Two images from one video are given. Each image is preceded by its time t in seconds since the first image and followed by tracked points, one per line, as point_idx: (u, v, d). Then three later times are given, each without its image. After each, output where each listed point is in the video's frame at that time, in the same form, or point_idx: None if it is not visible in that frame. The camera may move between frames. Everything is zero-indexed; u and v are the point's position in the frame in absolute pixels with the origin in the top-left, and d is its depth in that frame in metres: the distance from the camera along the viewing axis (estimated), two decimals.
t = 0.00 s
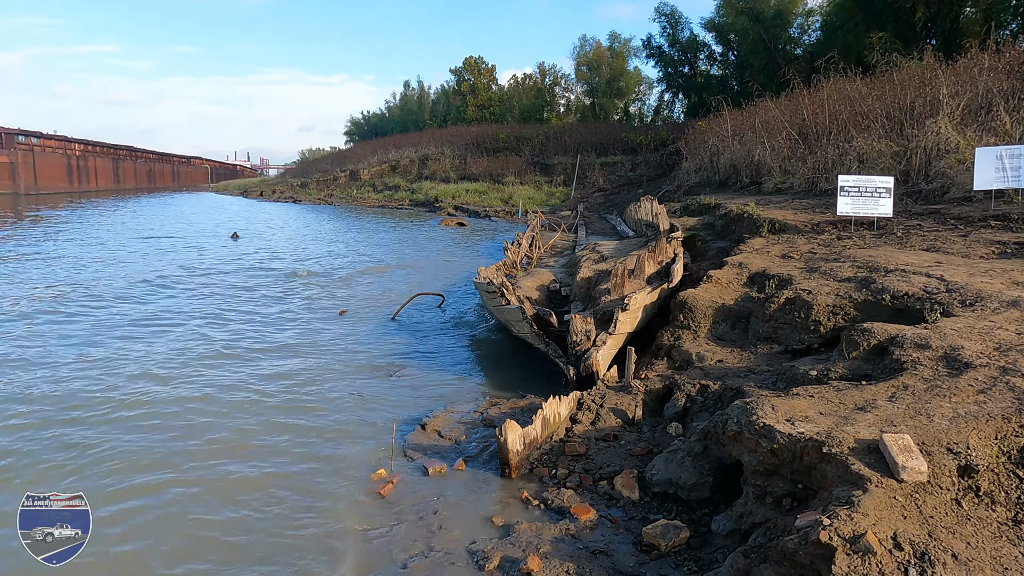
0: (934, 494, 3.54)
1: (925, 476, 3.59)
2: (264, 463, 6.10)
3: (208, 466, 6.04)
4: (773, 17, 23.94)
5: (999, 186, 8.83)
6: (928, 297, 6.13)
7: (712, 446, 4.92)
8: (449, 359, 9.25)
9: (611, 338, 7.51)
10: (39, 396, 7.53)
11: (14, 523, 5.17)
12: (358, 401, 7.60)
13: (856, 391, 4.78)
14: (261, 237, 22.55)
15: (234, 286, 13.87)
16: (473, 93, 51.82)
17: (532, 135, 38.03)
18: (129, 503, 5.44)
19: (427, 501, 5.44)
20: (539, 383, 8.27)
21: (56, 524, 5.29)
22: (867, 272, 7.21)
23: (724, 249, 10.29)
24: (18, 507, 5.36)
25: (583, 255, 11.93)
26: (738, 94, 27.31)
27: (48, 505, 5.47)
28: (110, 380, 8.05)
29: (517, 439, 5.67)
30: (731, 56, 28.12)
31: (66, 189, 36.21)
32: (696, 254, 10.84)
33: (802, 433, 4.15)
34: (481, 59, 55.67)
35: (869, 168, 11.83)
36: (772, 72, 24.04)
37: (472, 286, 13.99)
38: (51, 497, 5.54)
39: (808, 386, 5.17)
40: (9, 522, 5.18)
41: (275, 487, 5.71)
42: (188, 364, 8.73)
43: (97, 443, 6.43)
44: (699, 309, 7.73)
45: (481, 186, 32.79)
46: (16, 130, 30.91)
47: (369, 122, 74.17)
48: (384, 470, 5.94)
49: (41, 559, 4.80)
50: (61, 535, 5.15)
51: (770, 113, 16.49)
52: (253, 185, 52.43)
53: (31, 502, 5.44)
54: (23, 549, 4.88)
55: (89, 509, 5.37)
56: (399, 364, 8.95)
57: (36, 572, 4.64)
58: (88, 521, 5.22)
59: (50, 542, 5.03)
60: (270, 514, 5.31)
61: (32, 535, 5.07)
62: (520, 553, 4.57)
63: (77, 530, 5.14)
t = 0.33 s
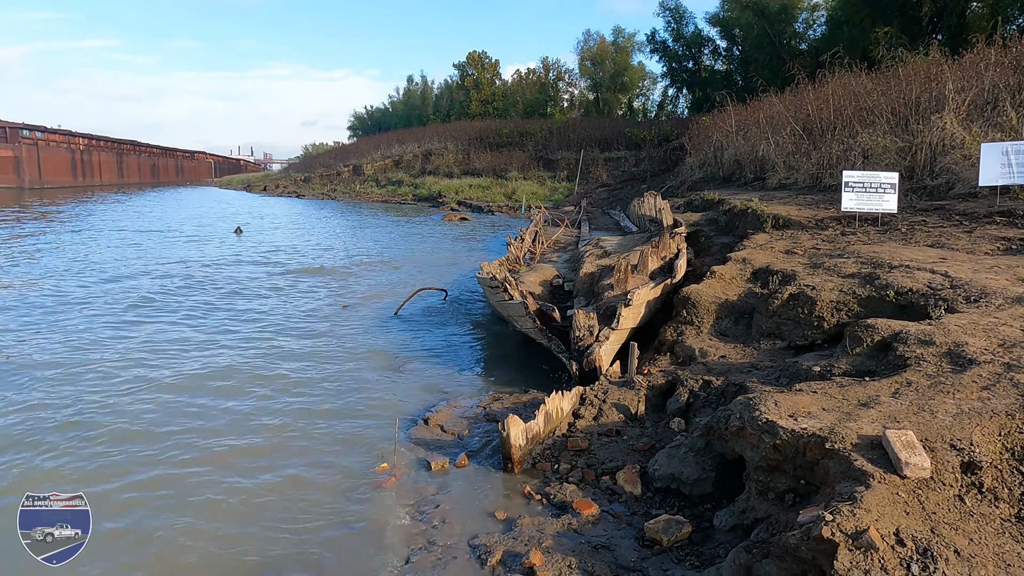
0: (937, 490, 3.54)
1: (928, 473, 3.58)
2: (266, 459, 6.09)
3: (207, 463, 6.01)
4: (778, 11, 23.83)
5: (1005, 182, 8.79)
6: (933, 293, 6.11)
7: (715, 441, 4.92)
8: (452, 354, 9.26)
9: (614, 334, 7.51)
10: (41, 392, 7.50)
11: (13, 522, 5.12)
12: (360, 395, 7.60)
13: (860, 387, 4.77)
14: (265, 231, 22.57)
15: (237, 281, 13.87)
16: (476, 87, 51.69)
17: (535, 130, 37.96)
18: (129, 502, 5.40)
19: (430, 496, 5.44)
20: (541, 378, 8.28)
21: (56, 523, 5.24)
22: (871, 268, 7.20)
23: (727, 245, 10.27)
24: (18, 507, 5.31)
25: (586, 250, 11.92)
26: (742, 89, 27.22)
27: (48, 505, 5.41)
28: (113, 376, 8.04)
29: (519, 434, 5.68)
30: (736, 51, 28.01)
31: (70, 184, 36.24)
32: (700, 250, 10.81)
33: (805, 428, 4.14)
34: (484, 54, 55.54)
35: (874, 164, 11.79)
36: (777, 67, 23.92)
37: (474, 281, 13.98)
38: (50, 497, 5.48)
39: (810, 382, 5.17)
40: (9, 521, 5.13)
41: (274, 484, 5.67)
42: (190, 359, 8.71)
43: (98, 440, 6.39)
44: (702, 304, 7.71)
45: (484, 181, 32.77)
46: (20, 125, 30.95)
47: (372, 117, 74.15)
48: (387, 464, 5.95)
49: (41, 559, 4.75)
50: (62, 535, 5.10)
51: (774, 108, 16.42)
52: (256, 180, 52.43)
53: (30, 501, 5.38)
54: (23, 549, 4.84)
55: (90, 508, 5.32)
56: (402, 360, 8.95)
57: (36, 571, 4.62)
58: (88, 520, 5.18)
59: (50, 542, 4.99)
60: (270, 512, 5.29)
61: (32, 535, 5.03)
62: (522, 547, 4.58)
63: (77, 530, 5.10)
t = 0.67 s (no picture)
0: (940, 496, 3.53)
1: (931, 478, 3.57)
2: (269, 458, 6.11)
3: (207, 464, 6.01)
4: (783, 15, 23.81)
5: (1009, 188, 8.77)
6: (937, 298, 6.11)
7: (717, 445, 4.91)
8: (454, 355, 9.25)
9: (617, 336, 7.51)
10: (43, 391, 7.51)
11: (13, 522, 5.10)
12: (363, 396, 7.61)
13: (863, 391, 4.77)
14: (269, 232, 22.62)
15: (240, 280, 13.90)
16: (480, 89, 51.77)
17: (539, 132, 37.99)
18: (128, 503, 5.39)
19: (432, 496, 5.46)
20: (544, 380, 8.29)
21: (56, 524, 5.23)
22: (875, 273, 7.19)
23: (731, 249, 10.26)
24: (17, 507, 5.28)
25: (590, 252, 11.93)
26: (746, 92, 27.20)
27: (48, 505, 5.39)
28: (116, 375, 8.05)
29: (522, 436, 5.68)
30: (740, 54, 28.03)
31: (75, 183, 36.39)
32: (703, 253, 10.82)
33: (808, 432, 4.14)
34: (489, 56, 55.62)
35: (878, 169, 11.78)
36: (781, 71, 23.90)
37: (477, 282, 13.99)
38: (50, 497, 5.45)
39: (814, 386, 5.16)
40: (8, 521, 5.10)
41: (276, 484, 5.68)
42: (192, 359, 8.71)
43: (100, 440, 6.40)
44: (705, 307, 7.70)
45: (488, 182, 32.81)
46: (25, 124, 31.09)
47: (376, 118, 74.33)
48: (389, 464, 5.96)
49: (41, 559, 4.75)
50: (62, 535, 5.10)
51: (778, 112, 16.41)
52: (260, 180, 52.53)
53: (30, 501, 5.35)
54: (22, 549, 4.83)
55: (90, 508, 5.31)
56: (404, 360, 8.97)
57: (37, 572, 4.61)
58: (88, 520, 5.16)
59: (50, 542, 4.98)
60: (268, 512, 5.29)
61: (32, 535, 5.01)
62: (524, 548, 4.59)
63: (77, 530, 5.09)
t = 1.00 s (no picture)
0: (939, 496, 3.53)
1: (930, 478, 3.57)
2: (268, 458, 6.10)
3: (207, 463, 6.00)
4: (783, 16, 23.80)
5: (1009, 188, 8.77)
6: (936, 298, 6.11)
7: (717, 444, 4.91)
8: (455, 355, 9.25)
9: (616, 336, 7.51)
10: (43, 390, 7.49)
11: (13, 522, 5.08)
12: (362, 395, 7.61)
13: (863, 392, 4.77)
14: (269, 230, 22.60)
15: (240, 279, 13.89)
16: (481, 88, 51.75)
17: (539, 131, 37.99)
18: (130, 502, 5.39)
19: (431, 495, 5.46)
20: (543, 379, 8.29)
21: (56, 524, 5.21)
22: (874, 273, 7.19)
23: (731, 249, 10.26)
24: (17, 507, 5.26)
25: (590, 252, 11.92)
26: (746, 93, 27.21)
27: (48, 505, 5.37)
28: (115, 374, 8.03)
29: (521, 435, 5.68)
30: (740, 54, 28.04)
31: (75, 181, 36.39)
32: (703, 253, 10.82)
33: (808, 432, 4.13)
34: (489, 56, 55.61)
35: (878, 169, 11.78)
36: (782, 71, 23.91)
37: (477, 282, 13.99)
38: (50, 497, 5.43)
39: (813, 386, 5.17)
40: (7, 521, 5.08)
41: (276, 483, 5.68)
42: (192, 358, 8.70)
43: (100, 439, 6.38)
44: (704, 307, 7.70)
45: (488, 182, 32.81)
46: (25, 121, 31.09)
47: (376, 117, 74.32)
48: (388, 464, 5.96)
49: (41, 559, 4.73)
50: (62, 535, 5.07)
51: (779, 112, 16.40)
52: (259, 179, 52.51)
53: (30, 501, 5.33)
54: (22, 548, 4.80)
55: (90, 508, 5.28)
56: (404, 359, 8.96)
57: (36, 570, 4.60)
58: (88, 520, 5.14)
59: (50, 542, 4.96)
60: (269, 511, 5.29)
61: (32, 535, 4.99)
62: (523, 548, 4.59)
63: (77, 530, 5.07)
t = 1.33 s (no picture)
0: (945, 487, 3.53)
1: (937, 469, 3.57)
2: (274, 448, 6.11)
3: (215, 453, 6.02)
4: (791, 4, 23.51)
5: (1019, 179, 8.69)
6: (944, 289, 6.07)
7: (722, 434, 4.91)
8: (460, 345, 9.26)
9: (622, 326, 7.51)
10: (48, 382, 7.47)
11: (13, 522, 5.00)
12: (368, 385, 7.62)
13: (868, 382, 4.76)
14: (274, 220, 22.59)
15: (245, 269, 13.89)
16: (486, 78, 51.49)
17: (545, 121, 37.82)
18: (138, 492, 5.41)
19: (437, 484, 5.49)
20: (548, 369, 8.29)
21: (56, 524, 5.12)
22: (882, 264, 7.15)
23: (737, 239, 10.22)
24: (17, 507, 5.17)
25: (595, 242, 11.89)
26: (754, 82, 27.01)
27: (48, 505, 5.28)
28: (120, 365, 8.02)
29: (526, 424, 5.70)
30: (748, 43, 27.81)
31: (81, 170, 36.41)
32: (708, 243, 10.78)
33: (813, 422, 4.13)
34: (495, 45, 55.34)
35: (886, 160, 11.68)
36: (789, 61, 23.72)
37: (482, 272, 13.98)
38: (50, 497, 5.34)
39: (819, 376, 5.17)
40: (7, 521, 5.00)
41: (283, 473, 5.70)
42: (199, 349, 8.70)
43: (104, 433, 6.34)
44: (710, 297, 7.68)
45: (493, 172, 32.72)
46: (31, 111, 31.08)
47: (381, 106, 74.14)
48: (394, 452, 6.00)
49: (41, 559, 4.65)
50: (61, 535, 4.99)
51: (786, 102, 16.27)
52: (265, 168, 52.52)
53: (30, 501, 5.24)
54: (21, 548, 4.73)
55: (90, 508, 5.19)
56: (409, 349, 8.97)
57: (40, 566, 4.56)
58: (88, 520, 5.05)
59: (49, 542, 4.88)
60: (277, 501, 5.31)
61: (32, 535, 4.91)
62: (529, 536, 4.61)
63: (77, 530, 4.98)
